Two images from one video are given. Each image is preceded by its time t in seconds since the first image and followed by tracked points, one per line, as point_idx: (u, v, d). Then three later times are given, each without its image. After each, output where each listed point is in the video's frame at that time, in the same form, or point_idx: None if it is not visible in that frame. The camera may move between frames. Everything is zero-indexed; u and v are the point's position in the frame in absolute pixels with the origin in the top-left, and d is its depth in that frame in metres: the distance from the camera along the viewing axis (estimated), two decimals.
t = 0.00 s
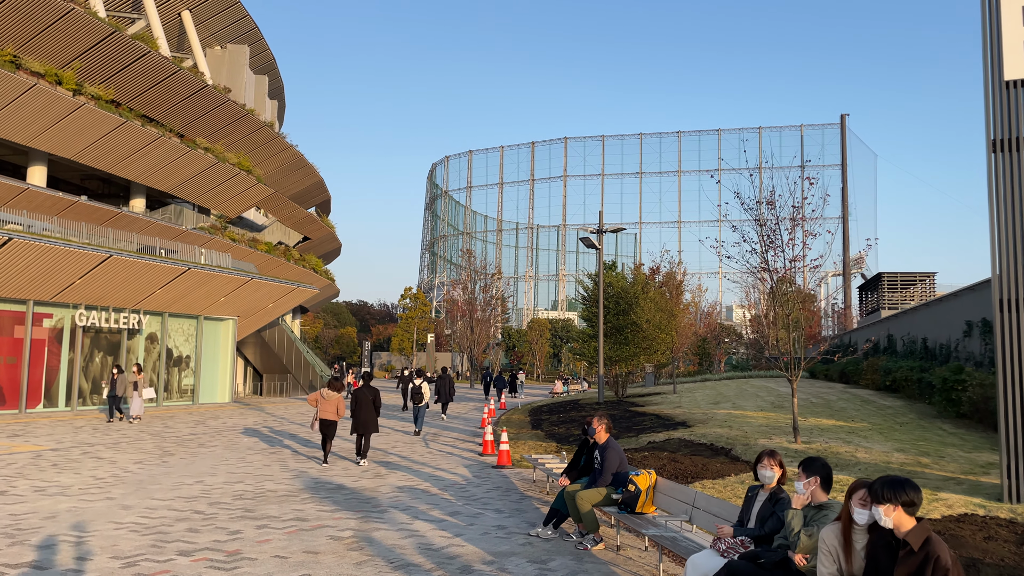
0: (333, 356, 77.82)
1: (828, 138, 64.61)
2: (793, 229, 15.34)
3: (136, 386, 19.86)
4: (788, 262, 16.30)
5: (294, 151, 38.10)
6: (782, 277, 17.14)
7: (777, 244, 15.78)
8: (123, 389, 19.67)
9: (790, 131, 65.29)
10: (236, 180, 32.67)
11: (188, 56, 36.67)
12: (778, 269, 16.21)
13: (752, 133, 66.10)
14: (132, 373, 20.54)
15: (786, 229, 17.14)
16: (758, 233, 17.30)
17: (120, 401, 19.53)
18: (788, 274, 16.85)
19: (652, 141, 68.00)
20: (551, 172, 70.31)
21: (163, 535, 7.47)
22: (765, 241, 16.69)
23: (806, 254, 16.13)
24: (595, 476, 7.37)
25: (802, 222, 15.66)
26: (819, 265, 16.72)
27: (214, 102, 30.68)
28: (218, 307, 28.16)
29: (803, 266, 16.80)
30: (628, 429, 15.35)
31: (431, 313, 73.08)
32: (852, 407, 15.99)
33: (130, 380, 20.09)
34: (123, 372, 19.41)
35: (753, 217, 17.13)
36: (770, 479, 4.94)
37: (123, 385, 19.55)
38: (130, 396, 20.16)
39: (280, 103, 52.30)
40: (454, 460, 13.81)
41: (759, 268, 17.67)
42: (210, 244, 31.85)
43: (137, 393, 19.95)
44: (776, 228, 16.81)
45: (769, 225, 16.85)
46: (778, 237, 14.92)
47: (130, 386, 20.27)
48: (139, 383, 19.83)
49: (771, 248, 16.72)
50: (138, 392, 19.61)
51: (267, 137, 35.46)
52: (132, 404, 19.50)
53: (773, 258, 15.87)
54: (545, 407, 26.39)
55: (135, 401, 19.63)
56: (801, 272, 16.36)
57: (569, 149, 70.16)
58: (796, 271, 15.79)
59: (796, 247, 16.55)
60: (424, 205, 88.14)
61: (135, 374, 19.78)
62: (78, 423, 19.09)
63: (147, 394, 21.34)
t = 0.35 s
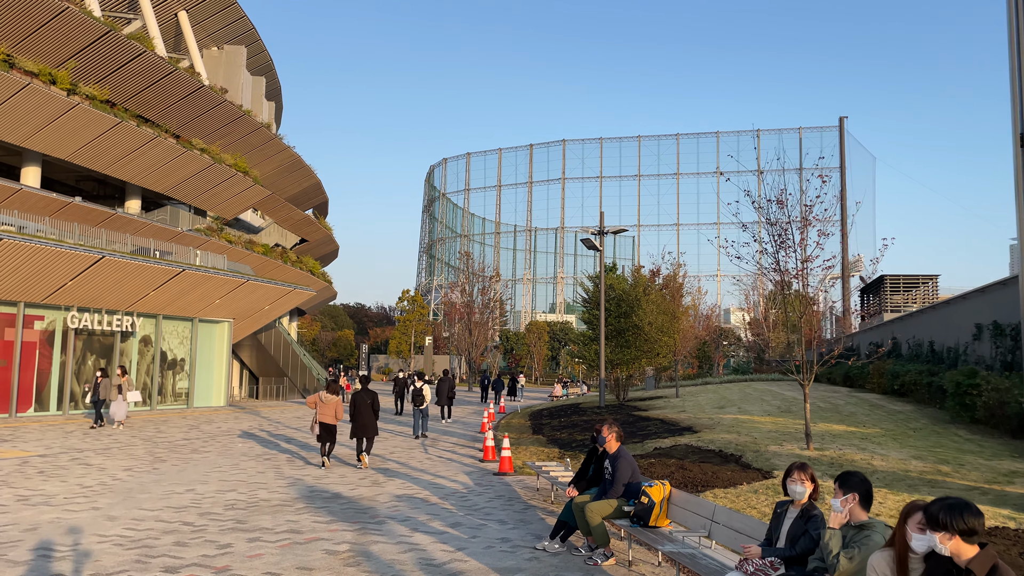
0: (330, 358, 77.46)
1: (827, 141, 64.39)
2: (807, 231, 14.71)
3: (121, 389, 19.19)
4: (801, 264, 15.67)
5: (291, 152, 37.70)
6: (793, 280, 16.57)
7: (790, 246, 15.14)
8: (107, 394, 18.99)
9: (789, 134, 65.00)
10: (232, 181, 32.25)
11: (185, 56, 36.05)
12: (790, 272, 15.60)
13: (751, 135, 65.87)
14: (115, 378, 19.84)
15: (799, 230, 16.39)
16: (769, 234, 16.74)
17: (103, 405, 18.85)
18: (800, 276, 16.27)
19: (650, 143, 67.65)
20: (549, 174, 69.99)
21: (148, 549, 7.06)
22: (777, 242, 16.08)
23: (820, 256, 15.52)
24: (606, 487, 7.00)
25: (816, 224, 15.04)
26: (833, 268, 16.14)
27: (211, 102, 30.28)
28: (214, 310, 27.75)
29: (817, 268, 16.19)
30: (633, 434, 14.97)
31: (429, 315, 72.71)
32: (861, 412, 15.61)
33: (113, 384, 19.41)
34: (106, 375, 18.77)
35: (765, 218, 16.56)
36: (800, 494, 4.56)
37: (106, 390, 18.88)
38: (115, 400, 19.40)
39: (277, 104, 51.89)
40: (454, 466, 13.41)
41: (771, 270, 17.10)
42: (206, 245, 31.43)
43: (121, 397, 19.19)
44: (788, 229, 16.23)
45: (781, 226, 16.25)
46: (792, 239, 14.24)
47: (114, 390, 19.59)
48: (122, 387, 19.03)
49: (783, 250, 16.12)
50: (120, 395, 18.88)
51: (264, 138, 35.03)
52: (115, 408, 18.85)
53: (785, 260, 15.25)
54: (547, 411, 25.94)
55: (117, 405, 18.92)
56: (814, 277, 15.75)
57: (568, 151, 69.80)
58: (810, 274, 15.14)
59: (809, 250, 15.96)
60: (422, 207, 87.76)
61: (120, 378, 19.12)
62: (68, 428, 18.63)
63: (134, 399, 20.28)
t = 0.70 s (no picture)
0: (324, 361, 76.95)
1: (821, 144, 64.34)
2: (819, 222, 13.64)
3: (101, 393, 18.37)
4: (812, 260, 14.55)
5: (285, 154, 37.30)
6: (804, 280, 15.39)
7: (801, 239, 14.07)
8: (86, 397, 18.20)
9: (784, 137, 64.86)
10: (225, 182, 31.81)
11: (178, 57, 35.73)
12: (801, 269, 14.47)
13: (745, 139, 65.81)
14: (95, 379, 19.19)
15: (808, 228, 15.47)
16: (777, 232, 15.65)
17: (83, 409, 18.09)
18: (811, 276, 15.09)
19: (644, 146, 67.46)
20: (544, 177, 69.79)
21: (134, 560, 6.70)
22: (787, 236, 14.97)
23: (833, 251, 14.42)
24: (616, 495, 6.66)
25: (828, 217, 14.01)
26: (847, 267, 14.98)
27: (204, 102, 29.86)
28: (206, 312, 27.33)
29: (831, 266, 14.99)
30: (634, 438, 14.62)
31: (423, 318, 72.31)
32: (868, 415, 15.27)
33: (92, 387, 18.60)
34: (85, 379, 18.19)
35: (772, 214, 15.50)
36: (833, 503, 4.23)
37: (85, 394, 18.09)
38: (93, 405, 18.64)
39: (272, 105, 51.51)
40: (452, 471, 13.06)
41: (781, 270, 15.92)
42: (199, 247, 31.00)
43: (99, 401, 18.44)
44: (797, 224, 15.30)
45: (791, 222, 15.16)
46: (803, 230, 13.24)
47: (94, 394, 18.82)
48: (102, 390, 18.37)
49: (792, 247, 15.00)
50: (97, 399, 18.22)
51: (257, 139, 34.60)
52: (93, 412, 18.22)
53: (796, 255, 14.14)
54: (544, 414, 25.59)
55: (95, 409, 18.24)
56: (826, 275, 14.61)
57: (563, 155, 69.57)
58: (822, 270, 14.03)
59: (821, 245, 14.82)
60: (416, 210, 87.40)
61: (99, 381, 18.31)
62: (54, 432, 18.16)
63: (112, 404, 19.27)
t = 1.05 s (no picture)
0: (315, 366, 76.41)
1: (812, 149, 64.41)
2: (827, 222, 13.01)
3: (77, 398, 17.86)
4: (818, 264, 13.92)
5: (276, 157, 36.89)
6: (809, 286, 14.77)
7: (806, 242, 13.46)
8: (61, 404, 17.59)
9: (775, 142, 64.95)
10: (215, 185, 31.36)
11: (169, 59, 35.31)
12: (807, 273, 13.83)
13: (737, 144, 65.75)
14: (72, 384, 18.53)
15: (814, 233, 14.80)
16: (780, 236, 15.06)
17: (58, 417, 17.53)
18: (815, 281, 14.54)
19: (636, 151, 67.35)
20: (536, 181, 69.59)
21: None
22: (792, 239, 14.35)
23: (840, 255, 13.82)
24: (624, 509, 6.35)
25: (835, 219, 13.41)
26: (854, 272, 14.39)
27: (194, 104, 29.43)
28: (195, 316, 26.87)
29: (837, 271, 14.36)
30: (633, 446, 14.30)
31: (414, 322, 71.87)
32: (870, 422, 14.98)
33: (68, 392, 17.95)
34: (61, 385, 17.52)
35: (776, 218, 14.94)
36: (867, 524, 3.93)
37: (60, 399, 17.53)
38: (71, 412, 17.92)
39: (263, 108, 51.10)
40: (447, 480, 12.71)
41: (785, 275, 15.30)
42: (188, 251, 30.55)
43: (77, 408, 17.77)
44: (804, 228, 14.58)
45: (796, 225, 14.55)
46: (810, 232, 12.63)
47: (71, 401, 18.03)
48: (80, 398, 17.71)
49: (797, 252, 14.45)
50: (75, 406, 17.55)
51: (248, 142, 34.15)
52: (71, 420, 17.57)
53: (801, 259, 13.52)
54: (538, 419, 25.25)
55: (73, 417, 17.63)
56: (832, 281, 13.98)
57: (555, 159, 69.38)
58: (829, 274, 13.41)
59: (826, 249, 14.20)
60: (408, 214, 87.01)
61: (76, 386, 17.81)
62: (38, 439, 17.72)
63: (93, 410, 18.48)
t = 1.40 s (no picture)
0: (302, 371, 75.65)
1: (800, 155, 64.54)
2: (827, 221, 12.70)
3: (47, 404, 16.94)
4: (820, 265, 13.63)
5: (264, 159, 36.42)
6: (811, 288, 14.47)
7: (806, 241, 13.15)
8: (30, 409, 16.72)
9: (764, 147, 64.92)
10: (202, 188, 30.85)
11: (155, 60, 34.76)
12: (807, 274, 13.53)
13: (725, 149, 65.68)
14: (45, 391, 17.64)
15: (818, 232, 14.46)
16: (783, 236, 14.78)
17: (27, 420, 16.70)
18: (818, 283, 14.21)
19: (626, 155, 67.21)
20: (525, 186, 69.29)
21: None
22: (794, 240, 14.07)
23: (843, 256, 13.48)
24: (629, 519, 6.01)
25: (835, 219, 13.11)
26: (858, 274, 14.05)
27: (181, 106, 28.91)
28: (180, 319, 26.33)
29: (841, 273, 14.04)
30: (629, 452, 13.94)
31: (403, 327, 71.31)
32: (870, 427, 14.70)
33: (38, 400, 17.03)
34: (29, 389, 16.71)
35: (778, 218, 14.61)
36: (905, 539, 3.61)
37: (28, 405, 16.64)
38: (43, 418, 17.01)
39: (251, 110, 50.54)
40: (439, 487, 12.31)
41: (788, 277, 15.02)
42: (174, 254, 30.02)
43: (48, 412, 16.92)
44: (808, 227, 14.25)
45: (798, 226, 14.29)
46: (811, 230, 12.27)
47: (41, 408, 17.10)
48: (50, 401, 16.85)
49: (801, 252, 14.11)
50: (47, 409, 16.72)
51: (235, 144, 33.67)
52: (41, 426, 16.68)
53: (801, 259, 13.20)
54: (529, 425, 24.88)
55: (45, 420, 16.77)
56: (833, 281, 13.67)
57: (544, 163, 69.13)
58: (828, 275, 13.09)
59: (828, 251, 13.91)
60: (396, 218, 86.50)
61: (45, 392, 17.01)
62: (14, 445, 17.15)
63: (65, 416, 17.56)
